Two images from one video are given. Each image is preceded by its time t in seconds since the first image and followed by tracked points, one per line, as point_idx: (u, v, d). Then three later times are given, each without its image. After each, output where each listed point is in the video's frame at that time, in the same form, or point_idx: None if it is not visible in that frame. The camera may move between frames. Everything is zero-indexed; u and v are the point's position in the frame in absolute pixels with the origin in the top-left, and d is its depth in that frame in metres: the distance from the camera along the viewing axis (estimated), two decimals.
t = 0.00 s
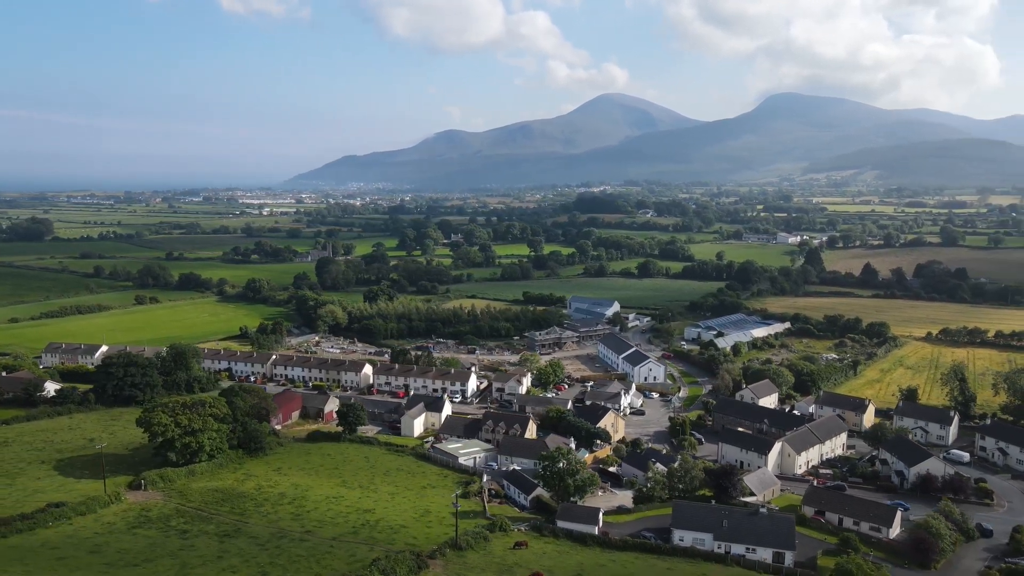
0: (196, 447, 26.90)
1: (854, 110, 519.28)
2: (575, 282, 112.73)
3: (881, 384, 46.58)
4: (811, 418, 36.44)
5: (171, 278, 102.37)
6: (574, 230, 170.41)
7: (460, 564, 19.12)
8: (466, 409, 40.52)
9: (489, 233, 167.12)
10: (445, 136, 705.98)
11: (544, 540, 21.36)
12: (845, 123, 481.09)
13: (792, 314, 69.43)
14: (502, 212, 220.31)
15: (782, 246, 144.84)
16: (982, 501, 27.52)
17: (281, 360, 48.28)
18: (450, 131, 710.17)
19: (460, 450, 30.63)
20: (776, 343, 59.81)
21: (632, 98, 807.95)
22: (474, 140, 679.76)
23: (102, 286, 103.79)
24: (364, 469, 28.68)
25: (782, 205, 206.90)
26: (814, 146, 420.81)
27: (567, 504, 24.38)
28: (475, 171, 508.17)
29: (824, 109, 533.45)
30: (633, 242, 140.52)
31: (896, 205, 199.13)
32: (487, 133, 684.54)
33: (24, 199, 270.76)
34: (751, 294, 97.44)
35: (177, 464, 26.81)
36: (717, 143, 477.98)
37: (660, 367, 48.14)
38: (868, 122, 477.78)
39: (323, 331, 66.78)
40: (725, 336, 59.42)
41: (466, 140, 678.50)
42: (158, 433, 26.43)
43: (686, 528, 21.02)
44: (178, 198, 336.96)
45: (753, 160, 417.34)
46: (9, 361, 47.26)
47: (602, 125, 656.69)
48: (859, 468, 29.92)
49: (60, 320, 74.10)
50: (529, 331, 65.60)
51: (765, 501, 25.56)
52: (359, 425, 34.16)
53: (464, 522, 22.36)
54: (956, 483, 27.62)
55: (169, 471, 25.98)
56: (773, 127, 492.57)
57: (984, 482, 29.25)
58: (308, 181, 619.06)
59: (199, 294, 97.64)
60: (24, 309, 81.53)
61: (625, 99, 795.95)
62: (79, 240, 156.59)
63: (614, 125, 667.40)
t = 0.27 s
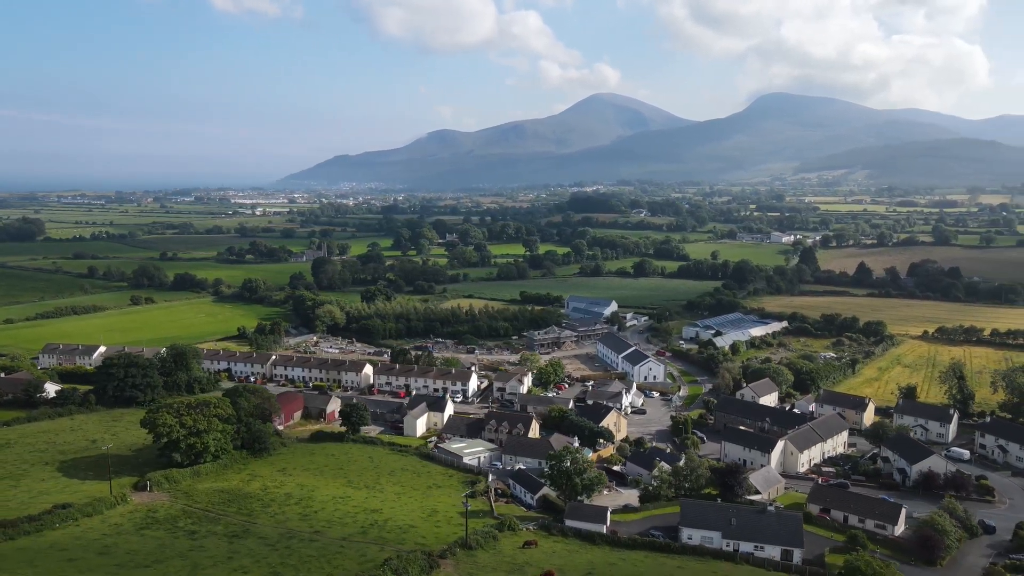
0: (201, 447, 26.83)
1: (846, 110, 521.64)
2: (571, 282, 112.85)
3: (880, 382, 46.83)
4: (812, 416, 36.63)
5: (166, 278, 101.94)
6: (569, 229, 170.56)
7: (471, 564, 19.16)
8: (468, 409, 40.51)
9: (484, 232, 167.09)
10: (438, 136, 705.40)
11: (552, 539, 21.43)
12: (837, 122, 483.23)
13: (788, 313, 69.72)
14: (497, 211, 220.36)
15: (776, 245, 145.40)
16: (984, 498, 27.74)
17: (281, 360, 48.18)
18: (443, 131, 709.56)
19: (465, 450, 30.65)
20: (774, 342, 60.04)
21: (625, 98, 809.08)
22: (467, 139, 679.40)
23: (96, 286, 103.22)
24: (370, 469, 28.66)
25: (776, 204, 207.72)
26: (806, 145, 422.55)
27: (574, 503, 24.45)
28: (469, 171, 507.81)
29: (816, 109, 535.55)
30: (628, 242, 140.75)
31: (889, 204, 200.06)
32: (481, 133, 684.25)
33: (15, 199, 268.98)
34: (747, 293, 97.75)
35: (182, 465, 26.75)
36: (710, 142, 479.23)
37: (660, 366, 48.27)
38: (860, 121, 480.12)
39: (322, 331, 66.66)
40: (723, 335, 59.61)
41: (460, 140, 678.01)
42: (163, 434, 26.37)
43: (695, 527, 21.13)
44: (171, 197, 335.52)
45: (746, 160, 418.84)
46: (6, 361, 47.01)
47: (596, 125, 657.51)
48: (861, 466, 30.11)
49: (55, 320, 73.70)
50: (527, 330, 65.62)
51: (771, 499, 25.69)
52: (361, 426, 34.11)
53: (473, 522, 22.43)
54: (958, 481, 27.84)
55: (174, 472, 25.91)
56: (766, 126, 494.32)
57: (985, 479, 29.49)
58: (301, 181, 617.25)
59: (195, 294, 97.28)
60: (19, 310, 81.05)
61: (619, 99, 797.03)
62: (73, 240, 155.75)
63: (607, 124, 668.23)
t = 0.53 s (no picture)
0: (206, 448, 26.77)
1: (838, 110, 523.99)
2: (567, 281, 112.96)
3: (878, 381, 47.09)
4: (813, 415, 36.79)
5: (161, 279, 101.51)
6: (564, 229, 170.67)
7: (481, 563, 19.20)
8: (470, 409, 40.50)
9: (480, 232, 167.03)
10: (432, 135, 704.51)
11: (560, 538, 21.50)
12: (829, 122, 485.30)
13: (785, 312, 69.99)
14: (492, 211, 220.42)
15: (771, 244, 145.91)
16: (986, 495, 27.96)
17: (281, 361, 48.10)
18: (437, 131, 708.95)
19: (469, 450, 30.66)
20: (771, 341, 60.28)
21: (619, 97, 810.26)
22: (461, 139, 678.81)
23: (90, 287, 102.68)
24: (375, 470, 28.63)
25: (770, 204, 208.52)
26: (799, 145, 424.28)
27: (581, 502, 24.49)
28: (463, 171, 507.41)
29: (808, 109, 537.70)
30: (623, 242, 140.96)
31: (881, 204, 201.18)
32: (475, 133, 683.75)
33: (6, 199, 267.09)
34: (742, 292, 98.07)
35: (186, 466, 26.68)
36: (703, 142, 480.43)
37: (659, 365, 48.39)
38: (851, 121, 482.42)
39: (320, 331, 66.55)
40: (722, 334, 59.82)
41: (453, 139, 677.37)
42: (168, 434, 26.29)
43: (703, 525, 21.22)
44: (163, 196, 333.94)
45: (740, 159, 420.28)
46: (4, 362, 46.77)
47: (589, 125, 658.17)
48: (863, 464, 30.28)
49: (50, 321, 73.34)
50: (525, 330, 65.67)
51: (776, 497, 25.84)
52: (364, 425, 34.03)
53: (482, 521, 22.48)
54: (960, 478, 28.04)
55: (179, 473, 25.82)
56: (759, 126, 496.00)
57: (986, 477, 29.71)
58: (294, 181, 615.30)
59: (190, 294, 96.93)
60: (12, 310, 80.55)
61: (612, 98, 798.22)
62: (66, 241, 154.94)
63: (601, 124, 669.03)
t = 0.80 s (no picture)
0: (210, 448, 26.70)
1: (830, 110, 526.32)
2: (563, 281, 113.07)
3: (876, 379, 47.38)
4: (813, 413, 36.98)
5: (156, 279, 101.03)
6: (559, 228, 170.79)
7: (492, 562, 19.23)
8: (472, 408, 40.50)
9: (475, 232, 166.99)
10: (426, 135, 703.72)
11: (569, 537, 21.56)
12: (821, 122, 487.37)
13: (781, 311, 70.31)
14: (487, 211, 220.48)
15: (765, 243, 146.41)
16: (987, 492, 28.20)
17: (280, 361, 47.99)
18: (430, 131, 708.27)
19: (474, 450, 30.68)
20: (769, 340, 60.50)
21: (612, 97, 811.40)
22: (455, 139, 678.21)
23: (83, 287, 102.08)
24: (379, 470, 28.61)
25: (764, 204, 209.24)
26: (792, 144, 425.99)
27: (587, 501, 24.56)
28: (457, 171, 506.92)
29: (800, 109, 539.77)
30: (618, 241, 141.18)
31: (874, 203, 202.26)
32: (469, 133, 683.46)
33: None
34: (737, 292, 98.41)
35: (191, 466, 26.61)
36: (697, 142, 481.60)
37: (659, 364, 48.49)
38: (843, 121, 484.79)
39: (318, 331, 66.38)
40: (720, 334, 60.02)
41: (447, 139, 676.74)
42: (172, 435, 26.23)
43: (711, 523, 21.34)
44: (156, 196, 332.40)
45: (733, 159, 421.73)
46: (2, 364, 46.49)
47: (583, 125, 658.82)
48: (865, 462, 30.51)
49: (45, 322, 72.92)
50: (524, 330, 65.71)
51: (781, 495, 26.04)
52: (367, 426, 33.96)
53: (490, 520, 22.56)
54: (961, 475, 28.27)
55: (184, 474, 25.75)
56: (752, 126, 497.63)
57: (986, 474, 29.97)
58: (287, 180, 613.34)
59: (186, 294, 96.53)
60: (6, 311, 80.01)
61: (606, 99, 799.15)
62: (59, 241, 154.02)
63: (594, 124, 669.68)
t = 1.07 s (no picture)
0: (215, 449, 26.65)
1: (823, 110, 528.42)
2: (559, 280, 113.14)
3: (874, 377, 47.67)
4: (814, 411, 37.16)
5: (151, 279, 100.55)
6: (554, 228, 170.82)
7: (503, 561, 19.28)
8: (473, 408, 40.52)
9: (470, 232, 166.89)
10: (420, 135, 702.60)
11: (577, 535, 21.63)
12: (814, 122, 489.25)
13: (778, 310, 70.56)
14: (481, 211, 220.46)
15: (759, 243, 146.83)
16: (988, 489, 28.43)
17: (280, 361, 47.89)
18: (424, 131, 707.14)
19: (478, 450, 30.70)
20: (767, 339, 60.70)
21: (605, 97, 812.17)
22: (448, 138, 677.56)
23: (77, 288, 101.48)
24: (384, 470, 28.61)
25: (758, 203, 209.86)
26: (785, 144, 427.66)
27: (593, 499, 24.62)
28: (450, 170, 506.25)
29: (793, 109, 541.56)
30: (613, 241, 141.33)
31: (866, 202, 203.16)
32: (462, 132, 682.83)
33: None
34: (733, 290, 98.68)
35: (196, 467, 26.54)
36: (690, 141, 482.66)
37: (659, 363, 48.60)
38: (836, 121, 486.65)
39: (315, 331, 66.21)
40: (718, 333, 60.20)
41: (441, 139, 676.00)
42: (177, 436, 26.17)
43: (719, 521, 21.44)
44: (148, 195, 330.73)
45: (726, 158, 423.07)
46: None
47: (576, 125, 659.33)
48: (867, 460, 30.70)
49: (41, 322, 72.52)
50: (522, 329, 65.75)
51: (786, 492, 26.21)
52: (370, 426, 33.91)
53: (498, 520, 22.61)
54: (962, 472, 28.50)
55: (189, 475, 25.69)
56: (745, 126, 499.22)
57: (987, 471, 30.20)
58: (281, 180, 611.26)
59: (180, 294, 96.07)
60: None
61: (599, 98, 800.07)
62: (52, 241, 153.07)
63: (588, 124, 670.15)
